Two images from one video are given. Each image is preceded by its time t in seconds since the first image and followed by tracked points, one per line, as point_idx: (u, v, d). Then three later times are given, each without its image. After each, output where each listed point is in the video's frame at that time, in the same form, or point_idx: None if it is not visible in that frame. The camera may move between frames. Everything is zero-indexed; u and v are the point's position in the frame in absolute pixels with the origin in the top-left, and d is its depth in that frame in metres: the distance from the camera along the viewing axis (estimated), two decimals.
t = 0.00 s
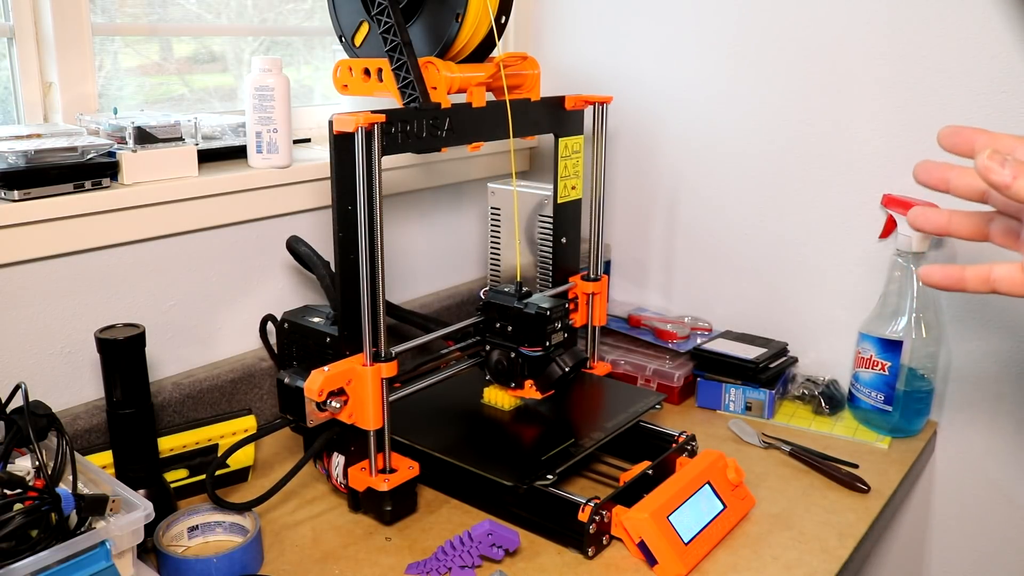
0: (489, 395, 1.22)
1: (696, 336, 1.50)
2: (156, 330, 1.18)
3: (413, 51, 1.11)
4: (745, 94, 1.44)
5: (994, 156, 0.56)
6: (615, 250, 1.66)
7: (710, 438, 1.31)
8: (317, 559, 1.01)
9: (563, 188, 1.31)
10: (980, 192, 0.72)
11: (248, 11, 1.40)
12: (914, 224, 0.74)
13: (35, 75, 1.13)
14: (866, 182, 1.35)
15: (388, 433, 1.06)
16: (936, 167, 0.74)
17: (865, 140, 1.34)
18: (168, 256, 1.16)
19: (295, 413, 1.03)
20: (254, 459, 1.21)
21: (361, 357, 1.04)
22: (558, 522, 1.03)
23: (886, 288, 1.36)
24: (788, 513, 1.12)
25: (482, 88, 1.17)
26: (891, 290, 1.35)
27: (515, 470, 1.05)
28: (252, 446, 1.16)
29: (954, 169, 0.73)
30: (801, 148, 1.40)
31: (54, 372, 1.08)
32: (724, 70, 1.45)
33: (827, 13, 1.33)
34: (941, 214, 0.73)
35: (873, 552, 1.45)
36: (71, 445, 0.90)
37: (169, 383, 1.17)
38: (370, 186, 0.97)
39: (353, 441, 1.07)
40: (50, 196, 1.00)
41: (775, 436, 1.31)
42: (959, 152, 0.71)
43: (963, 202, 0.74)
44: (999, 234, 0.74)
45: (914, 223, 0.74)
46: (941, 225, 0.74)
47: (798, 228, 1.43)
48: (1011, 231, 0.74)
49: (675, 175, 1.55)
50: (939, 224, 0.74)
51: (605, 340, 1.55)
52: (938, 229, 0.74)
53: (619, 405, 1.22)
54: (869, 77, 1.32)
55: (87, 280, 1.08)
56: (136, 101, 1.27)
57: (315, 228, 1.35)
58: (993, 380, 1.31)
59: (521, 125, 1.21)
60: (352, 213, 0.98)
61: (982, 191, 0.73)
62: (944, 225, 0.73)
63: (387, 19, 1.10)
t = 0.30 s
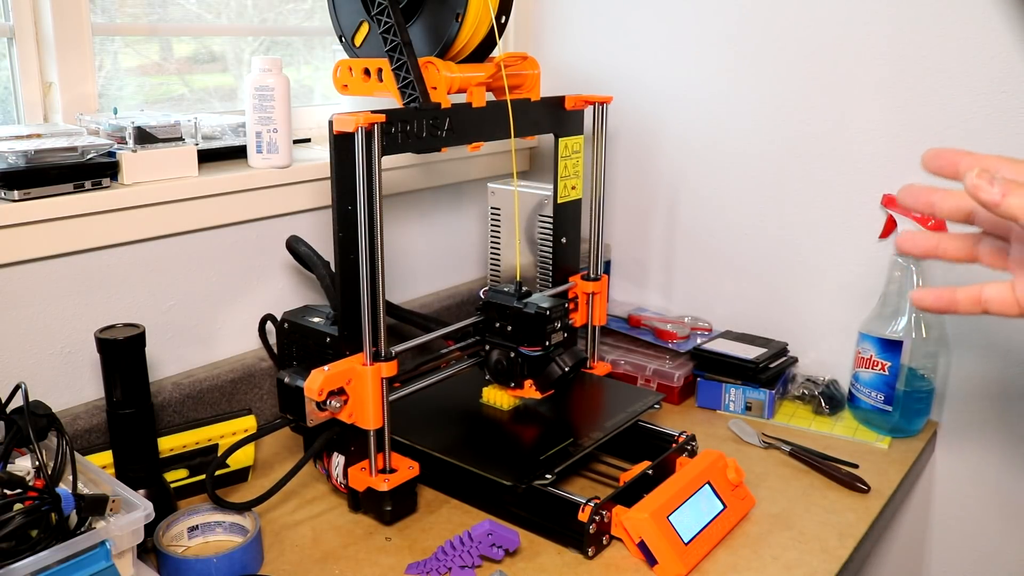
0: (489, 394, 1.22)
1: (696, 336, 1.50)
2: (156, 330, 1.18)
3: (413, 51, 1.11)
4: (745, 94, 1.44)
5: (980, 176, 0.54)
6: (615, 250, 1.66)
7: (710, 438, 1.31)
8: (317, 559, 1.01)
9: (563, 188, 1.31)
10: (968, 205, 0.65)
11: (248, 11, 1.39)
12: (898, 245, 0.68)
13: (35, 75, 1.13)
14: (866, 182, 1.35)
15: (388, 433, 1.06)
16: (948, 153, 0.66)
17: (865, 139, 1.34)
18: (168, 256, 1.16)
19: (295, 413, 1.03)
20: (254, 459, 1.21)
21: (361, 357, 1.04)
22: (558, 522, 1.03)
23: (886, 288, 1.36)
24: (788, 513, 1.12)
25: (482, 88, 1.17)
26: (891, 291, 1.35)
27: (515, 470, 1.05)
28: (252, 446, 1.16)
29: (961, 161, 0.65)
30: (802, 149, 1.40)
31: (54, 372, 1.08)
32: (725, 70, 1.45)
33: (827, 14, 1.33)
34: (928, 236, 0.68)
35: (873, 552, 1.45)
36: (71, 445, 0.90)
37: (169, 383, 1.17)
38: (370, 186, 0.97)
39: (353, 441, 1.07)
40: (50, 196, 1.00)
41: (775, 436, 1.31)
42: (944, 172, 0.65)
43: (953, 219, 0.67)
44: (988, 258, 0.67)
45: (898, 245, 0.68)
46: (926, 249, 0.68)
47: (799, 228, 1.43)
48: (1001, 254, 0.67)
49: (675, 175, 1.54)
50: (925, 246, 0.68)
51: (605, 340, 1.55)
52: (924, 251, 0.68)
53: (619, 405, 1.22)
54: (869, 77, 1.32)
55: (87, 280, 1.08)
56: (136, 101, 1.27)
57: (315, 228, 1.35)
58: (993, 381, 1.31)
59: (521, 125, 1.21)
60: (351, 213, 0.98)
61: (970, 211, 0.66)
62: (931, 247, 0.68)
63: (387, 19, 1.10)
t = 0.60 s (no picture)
0: (489, 395, 1.22)
1: (696, 336, 1.50)
2: (156, 330, 1.18)
3: (413, 51, 1.11)
4: (745, 94, 1.44)
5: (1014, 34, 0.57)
6: (615, 250, 1.66)
7: (710, 438, 1.31)
8: (317, 559, 1.01)
9: (563, 188, 1.30)
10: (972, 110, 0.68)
11: (248, 11, 1.39)
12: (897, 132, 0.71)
13: (35, 75, 1.13)
14: (865, 182, 1.35)
15: (388, 433, 1.06)
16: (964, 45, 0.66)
17: (865, 139, 1.34)
18: (168, 256, 1.16)
19: (295, 413, 1.03)
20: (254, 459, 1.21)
21: (361, 357, 1.04)
22: (558, 522, 1.03)
23: (887, 288, 1.36)
24: (788, 513, 1.12)
25: (482, 88, 1.17)
26: (891, 291, 1.35)
27: (515, 470, 1.05)
28: (252, 446, 1.16)
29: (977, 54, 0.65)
30: (801, 148, 1.40)
31: (53, 372, 1.08)
32: (725, 70, 1.45)
33: (827, 13, 1.33)
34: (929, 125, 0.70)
35: (873, 552, 1.45)
36: (71, 445, 0.90)
37: (169, 383, 1.17)
38: (370, 186, 0.97)
39: (353, 441, 1.07)
40: (50, 196, 1.00)
41: (775, 436, 1.31)
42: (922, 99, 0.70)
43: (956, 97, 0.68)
44: (993, 115, 0.68)
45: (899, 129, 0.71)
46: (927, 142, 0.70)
47: (799, 228, 1.43)
48: (999, 150, 0.68)
49: (675, 175, 1.54)
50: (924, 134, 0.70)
51: (605, 340, 1.55)
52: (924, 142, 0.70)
53: (619, 405, 1.22)
54: (869, 77, 1.32)
55: (87, 281, 1.08)
56: (136, 101, 1.27)
57: (315, 227, 1.35)
58: (993, 380, 1.31)
59: (520, 125, 1.21)
60: (352, 213, 0.98)
61: (978, 98, 0.68)
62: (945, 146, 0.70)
63: (387, 19, 1.10)
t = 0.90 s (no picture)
0: (489, 395, 1.23)
1: (696, 336, 1.50)
2: (156, 330, 1.18)
3: (413, 51, 1.11)
4: (745, 94, 1.44)
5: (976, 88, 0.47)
6: (614, 250, 1.66)
7: (711, 438, 1.31)
8: (317, 559, 1.01)
9: (563, 188, 1.31)
10: None
11: (248, 11, 1.39)
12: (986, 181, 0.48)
13: (35, 75, 1.13)
14: (866, 182, 1.35)
15: (388, 433, 1.06)
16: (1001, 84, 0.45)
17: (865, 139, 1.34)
18: (168, 256, 1.16)
19: (294, 413, 1.03)
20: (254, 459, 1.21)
21: (361, 357, 1.04)
22: (558, 522, 1.03)
23: (887, 288, 1.36)
24: (789, 513, 1.12)
25: (482, 88, 1.17)
26: (891, 291, 1.35)
27: (515, 470, 1.05)
28: (252, 446, 1.16)
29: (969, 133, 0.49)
30: (801, 148, 1.40)
31: (53, 372, 1.08)
32: (725, 70, 1.45)
33: (827, 14, 1.33)
34: (996, 173, 0.47)
35: (873, 552, 1.45)
36: (71, 445, 0.90)
37: (169, 383, 1.17)
38: (370, 186, 0.97)
39: (353, 441, 1.07)
40: (50, 196, 1.00)
41: (775, 436, 1.31)
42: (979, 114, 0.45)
43: None
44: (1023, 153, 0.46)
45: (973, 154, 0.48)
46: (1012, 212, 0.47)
47: (799, 228, 1.43)
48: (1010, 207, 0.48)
49: (675, 175, 1.54)
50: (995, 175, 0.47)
51: (605, 340, 1.55)
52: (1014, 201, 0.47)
53: (619, 404, 1.22)
54: (869, 77, 1.32)
55: (87, 281, 1.08)
56: (136, 101, 1.27)
57: (315, 228, 1.35)
58: (994, 380, 1.31)
59: (521, 125, 1.21)
60: (351, 213, 0.98)
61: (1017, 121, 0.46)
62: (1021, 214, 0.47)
63: (387, 19, 1.10)
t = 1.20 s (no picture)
0: (490, 396, 1.23)
1: (696, 336, 1.50)
2: (156, 330, 1.18)
3: (413, 51, 1.11)
4: (744, 94, 1.44)
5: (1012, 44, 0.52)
6: (614, 250, 1.66)
7: (711, 438, 1.31)
8: (318, 559, 1.01)
9: (563, 188, 1.31)
10: None
11: (248, 11, 1.40)
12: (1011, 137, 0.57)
13: (35, 75, 1.13)
14: (866, 182, 1.35)
15: (388, 433, 1.06)
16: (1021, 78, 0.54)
17: (865, 138, 1.34)
18: (168, 256, 1.16)
19: (295, 413, 1.03)
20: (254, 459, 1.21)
21: (361, 357, 1.04)
22: (558, 522, 1.03)
23: (887, 288, 1.36)
24: (789, 513, 1.12)
25: (482, 88, 1.17)
26: (891, 291, 1.35)
27: (515, 470, 1.05)
28: (252, 446, 1.16)
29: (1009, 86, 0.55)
30: (801, 148, 1.40)
31: (53, 372, 1.08)
32: (724, 70, 1.45)
33: (827, 13, 1.33)
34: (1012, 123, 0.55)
35: (873, 552, 1.45)
36: (71, 445, 0.90)
37: (169, 383, 1.17)
38: (370, 186, 0.97)
39: (353, 441, 1.07)
40: (50, 196, 1.00)
41: (775, 436, 1.31)
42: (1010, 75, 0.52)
43: None
44: None
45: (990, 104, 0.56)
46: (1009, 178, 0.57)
47: (798, 228, 1.43)
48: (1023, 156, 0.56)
49: (675, 175, 1.54)
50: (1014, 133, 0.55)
51: (606, 340, 1.55)
52: None
53: (620, 405, 1.22)
54: (869, 77, 1.32)
55: (87, 281, 1.08)
56: (136, 101, 1.27)
57: (315, 228, 1.35)
58: (994, 381, 1.31)
59: (520, 125, 1.21)
60: (351, 213, 0.98)
61: None
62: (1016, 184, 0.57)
63: (387, 19, 1.10)
